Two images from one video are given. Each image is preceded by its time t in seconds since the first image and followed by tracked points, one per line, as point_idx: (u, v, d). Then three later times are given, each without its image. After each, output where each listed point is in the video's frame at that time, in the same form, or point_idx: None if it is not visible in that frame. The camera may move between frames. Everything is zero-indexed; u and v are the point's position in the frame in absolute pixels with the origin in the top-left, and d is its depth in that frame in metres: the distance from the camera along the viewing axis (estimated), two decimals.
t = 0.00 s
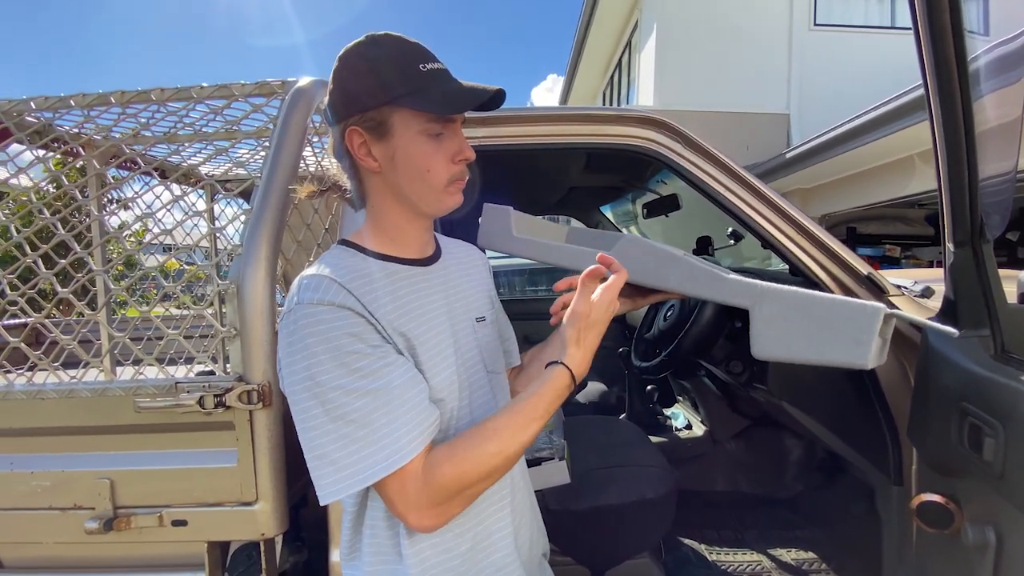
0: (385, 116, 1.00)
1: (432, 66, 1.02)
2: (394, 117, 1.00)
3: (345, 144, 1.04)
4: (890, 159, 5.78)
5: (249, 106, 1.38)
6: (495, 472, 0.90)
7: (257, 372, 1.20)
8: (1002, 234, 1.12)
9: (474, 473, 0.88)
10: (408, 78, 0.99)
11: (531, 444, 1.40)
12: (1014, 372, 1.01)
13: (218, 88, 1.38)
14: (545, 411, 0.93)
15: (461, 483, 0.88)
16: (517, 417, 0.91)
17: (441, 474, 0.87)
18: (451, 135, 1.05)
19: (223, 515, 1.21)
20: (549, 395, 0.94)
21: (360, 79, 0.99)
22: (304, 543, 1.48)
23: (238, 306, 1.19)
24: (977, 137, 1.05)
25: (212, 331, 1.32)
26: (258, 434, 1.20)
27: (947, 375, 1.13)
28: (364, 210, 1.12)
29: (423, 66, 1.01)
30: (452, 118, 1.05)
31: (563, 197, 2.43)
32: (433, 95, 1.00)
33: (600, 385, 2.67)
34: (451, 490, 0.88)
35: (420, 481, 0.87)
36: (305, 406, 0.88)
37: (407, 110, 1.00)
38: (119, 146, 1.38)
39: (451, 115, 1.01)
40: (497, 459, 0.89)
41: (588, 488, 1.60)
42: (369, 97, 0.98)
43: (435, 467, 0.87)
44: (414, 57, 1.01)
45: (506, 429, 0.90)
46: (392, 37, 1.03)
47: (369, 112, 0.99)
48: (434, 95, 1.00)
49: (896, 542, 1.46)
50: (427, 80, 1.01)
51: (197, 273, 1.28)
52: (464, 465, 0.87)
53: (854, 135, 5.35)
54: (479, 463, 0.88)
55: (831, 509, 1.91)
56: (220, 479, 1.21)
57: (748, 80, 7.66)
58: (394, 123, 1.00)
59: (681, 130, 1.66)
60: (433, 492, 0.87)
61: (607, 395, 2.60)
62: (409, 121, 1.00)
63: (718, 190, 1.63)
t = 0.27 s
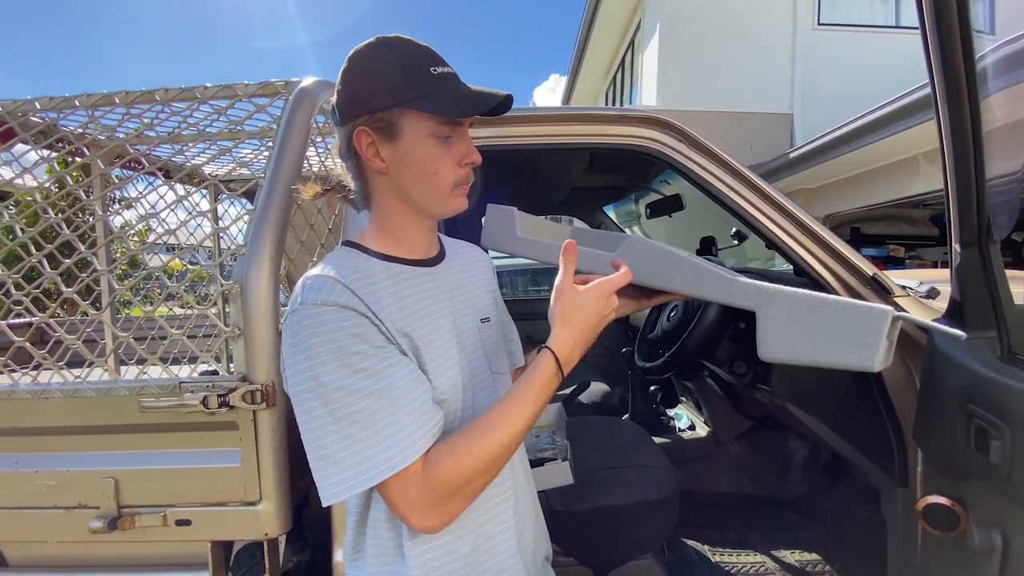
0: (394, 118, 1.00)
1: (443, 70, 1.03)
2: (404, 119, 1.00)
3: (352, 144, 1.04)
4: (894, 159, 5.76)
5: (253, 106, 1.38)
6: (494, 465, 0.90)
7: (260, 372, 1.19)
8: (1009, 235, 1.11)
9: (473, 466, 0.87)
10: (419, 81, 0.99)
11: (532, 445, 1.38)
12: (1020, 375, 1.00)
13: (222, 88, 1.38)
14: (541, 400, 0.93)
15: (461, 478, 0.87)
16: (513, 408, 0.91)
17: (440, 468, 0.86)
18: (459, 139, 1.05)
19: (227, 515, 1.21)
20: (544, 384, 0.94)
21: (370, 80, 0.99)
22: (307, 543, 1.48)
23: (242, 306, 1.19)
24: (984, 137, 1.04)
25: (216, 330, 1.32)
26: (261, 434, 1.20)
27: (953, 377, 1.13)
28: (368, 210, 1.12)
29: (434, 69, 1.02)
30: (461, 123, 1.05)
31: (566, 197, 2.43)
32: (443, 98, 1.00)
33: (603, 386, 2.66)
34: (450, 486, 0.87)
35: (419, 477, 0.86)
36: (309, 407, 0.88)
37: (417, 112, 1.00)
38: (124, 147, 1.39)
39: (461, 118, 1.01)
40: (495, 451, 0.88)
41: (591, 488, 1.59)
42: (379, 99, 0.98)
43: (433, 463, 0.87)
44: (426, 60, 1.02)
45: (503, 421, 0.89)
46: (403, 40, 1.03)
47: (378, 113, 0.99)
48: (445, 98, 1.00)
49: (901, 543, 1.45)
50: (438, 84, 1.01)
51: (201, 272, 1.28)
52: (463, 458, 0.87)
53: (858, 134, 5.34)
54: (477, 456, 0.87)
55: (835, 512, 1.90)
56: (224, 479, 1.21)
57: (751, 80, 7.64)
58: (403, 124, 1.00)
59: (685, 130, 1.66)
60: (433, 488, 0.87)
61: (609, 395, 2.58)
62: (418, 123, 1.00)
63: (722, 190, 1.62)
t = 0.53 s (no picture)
0: (405, 115, 1.00)
1: (455, 71, 1.03)
2: (414, 116, 0.99)
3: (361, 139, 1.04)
4: (899, 159, 5.74)
5: (258, 106, 1.38)
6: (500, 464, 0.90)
7: (265, 371, 1.20)
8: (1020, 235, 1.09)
9: (479, 467, 0.87)
10: (429, 80, 0.99)
11: (537, 445, 1.38)
12: None
13: (227, 88, 1.38)
14: (544, 399, 0.93)
15: (468, 479, 0.87)
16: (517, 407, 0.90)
17: (446, 469, 0.86)
18: (467, 140, 1.05)
19: (232, 514, 1.21)
20: (547, 381, 0.94)
21: (380, 77, 0.99)
22: (311, 541, 1.48)
23: (247, 305, 1.19)
24: (992, 137, 1.03)
25: (220, 329, 1.32)
26: (266, 433, 1.20)
27: (960, 379, 1.12)
28: (374, 209, 1.12)
29: (445, 70, 1.02)
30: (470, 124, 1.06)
31: (570, 197, 2.43)
32: (453, 97, 1.00)
33: (606, 386, 2.66)
34: (457, 488, 0.87)
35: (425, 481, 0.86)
36: (315, 407, 0.88)
37: (428, 111, 1.00)
38: (129, 146, 1.39)
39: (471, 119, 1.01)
40: (501, 450, 0.88)
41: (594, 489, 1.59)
42: (391, 95, 0.98)
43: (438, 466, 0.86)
44: (438, 61, 1.02)
45: (507, 421, 0.89)
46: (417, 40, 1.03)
47: (389, 108, 0.99)
48: (455, 98, 1.00)
49: (907, 544, 1.45)
50: (449, 84, 1.01)
51: (205, 272, 1.28)
52: (469, 461, 0.87)
53: (863, 134, 5.31)
54: (482, 457, 0.87)
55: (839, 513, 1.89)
56: (229, 478, 1.21)
57: (754, 79, 7.62)
58: (414, 122, 1.00)
59: (689, 129, 1.65)
60: (440, 491, 0.87)
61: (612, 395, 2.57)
62: (429, 121, 1.00)
63: (726, 190, 1.62)
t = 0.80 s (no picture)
0: (412, 119, 1.00)
1: (462, 77, 1.04)
2: (421, 119, 1.00)
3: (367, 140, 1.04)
4: (906, 164, 5.71)
5: (263, 109, 1.39)
6: (495, 458, 0.89)
7: (267, 372, 1.20)
8: None
9: (470, 456, 0.86)
10: (438, 84, 1.00)
11: (538, 448, 1.39)
12: None
13: (233, 90, 1.39)
14: (536, 389, 0.91)
15: (461, 473, 0.87)
16: (506, 400, 0.89)
17: (438, 465, 0.86)
18: (472, 145, 1.05)
19: (232, 514, 1.21)
20: (538, 371, 0.91)
21: (388, 80, 0.99)
22: (311, 543, 1.48)
23: (250, 307, 1.19)
24: (995, 143, 1.03)
25: (224, 330, 1.33)
26: (267, 434, 1.20)
27: (964, 387, 1.11)
28: (377, 212, 1.12)
29: (453, 76, 1.02)
30: (474, 129, 1.06)
31: (574, 200, 2.43)
32: (459, 102, 1.00)
33: (610, 390, 2.66)
34: (450, 484, 0.87)
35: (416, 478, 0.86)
36: (316, 407, 0.89)
37: (435, 114, 1.00)
38: (136, 148, 1.40)
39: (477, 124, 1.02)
40: (490, 439, 0.87)
41: (595, 494, 1.58)
42: (399, 97, 0.98)
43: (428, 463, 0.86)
44: (447, 66, 1.02)
45: (496, 415, 0.88)
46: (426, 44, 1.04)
47: (397, 110, 0.99)
48: (463, 103, 1.01)
49: (910, 552, 1.44)
50: (457, 89, 1.01)
51: (209, 273, 1.29)
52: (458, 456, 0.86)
53: (869, 139, 5.29)
54: (473, 450, 0.87)
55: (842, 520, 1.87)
56: (230, 478, 1.21)
57: (761, 84, 7.61)
58: (420, 125, 1.00)
59: (693, 134, 1.65)
60: (433, 488, 0.87)
61: (615, 400, 2.55)
62: (435, 125, 1.00)
63: (730, 195, 1.62)
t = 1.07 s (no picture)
0: (408, 124, 1.00)
1: (457, 78, 1.03)
2: (418, 125, 1.00)
3: (365, 147, 1.05)
4: (905, 166, 5.72)
5: (264, 110, 1.40)
6: (529, 419, 0.89)
7: (269, 373, 1.21)
8: None
9: (512, 412, 0.88)
10: (433, 88, 1.00)
11: (538, 450, 1.36)
12: None
13: (235, 92, 1.40)
14: (564, 350, 0.92)
15: (494, 435, 0.88)
16: (534, 361, 0.90)
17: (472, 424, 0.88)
18: (471, 146, 1.05)
19: (234, 514, 1.21)
20: (563, 333, 0.93)
21: (383, 86, 0.99)
22: (311, 544, 1.48)
23: (252, 307, 1.20)
24: (995, 147, 1.04)
25: (225, 330, 1.33)
26: (269, 435, 1.21)
27: (964, 389, 1.11)
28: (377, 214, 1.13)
29: (448, 76, 1.02)
30: (472, 130, 1.06)
31: (574, 202, 2.44)
32: (456, 106, 1.00)
33: (610, 392, 2.66)
34: (484, 446, 0.88)
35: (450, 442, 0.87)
36: (342, 397, 0.90)
37: (431, 119, 1.00)
38: (138, 149, 1.40)
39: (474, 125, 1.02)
40: (529, 392, 0.89)
41: (596, 495, 1.58)
42: (394, 103, 0.99)
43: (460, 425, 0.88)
44: (440, 67, 1.02)
45: (524, 375, 0.89)
46: (419, 47, 1.03)
47: (393, 117, 1.00)
48: (458, 106, 1.01)
49: (910, 555, 1.44)
50: (452, 91, 1.01)
51: (211, 273, 1.29)
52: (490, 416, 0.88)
53: (869, 141, 5.29)
54: (505, 411, 0.88)
55: (842, 522, 1.87)
56: (231, 478, 1.21)
57: (761, 86, 7.61)
58: (416, 130, 1.00)
59: (693, 136, 1.65)
60: (468, 450, 0.88)
61: (615, 402, 2.55)
62: (431, 129, 1.01)
63: (730, 197, 1.62)
